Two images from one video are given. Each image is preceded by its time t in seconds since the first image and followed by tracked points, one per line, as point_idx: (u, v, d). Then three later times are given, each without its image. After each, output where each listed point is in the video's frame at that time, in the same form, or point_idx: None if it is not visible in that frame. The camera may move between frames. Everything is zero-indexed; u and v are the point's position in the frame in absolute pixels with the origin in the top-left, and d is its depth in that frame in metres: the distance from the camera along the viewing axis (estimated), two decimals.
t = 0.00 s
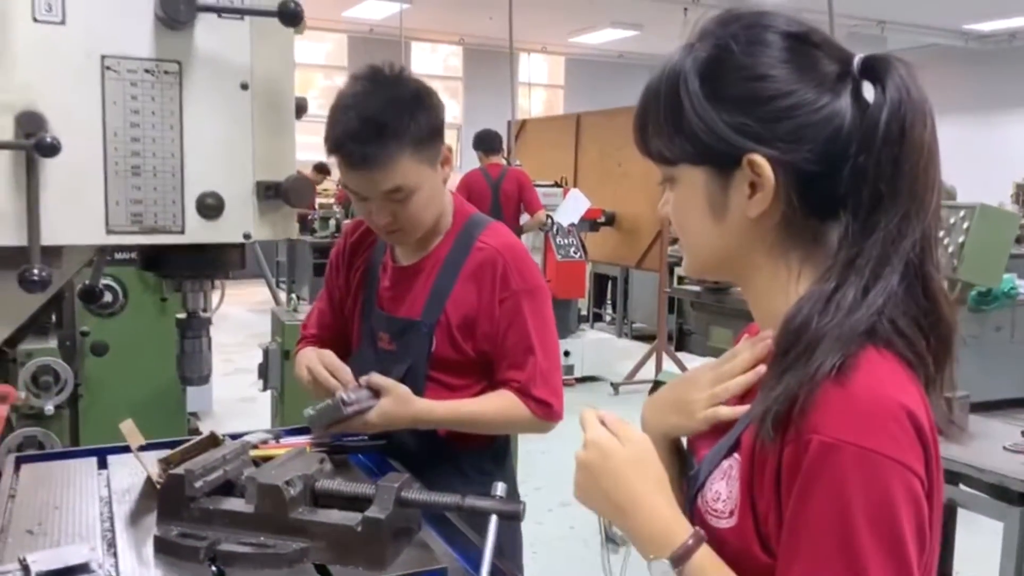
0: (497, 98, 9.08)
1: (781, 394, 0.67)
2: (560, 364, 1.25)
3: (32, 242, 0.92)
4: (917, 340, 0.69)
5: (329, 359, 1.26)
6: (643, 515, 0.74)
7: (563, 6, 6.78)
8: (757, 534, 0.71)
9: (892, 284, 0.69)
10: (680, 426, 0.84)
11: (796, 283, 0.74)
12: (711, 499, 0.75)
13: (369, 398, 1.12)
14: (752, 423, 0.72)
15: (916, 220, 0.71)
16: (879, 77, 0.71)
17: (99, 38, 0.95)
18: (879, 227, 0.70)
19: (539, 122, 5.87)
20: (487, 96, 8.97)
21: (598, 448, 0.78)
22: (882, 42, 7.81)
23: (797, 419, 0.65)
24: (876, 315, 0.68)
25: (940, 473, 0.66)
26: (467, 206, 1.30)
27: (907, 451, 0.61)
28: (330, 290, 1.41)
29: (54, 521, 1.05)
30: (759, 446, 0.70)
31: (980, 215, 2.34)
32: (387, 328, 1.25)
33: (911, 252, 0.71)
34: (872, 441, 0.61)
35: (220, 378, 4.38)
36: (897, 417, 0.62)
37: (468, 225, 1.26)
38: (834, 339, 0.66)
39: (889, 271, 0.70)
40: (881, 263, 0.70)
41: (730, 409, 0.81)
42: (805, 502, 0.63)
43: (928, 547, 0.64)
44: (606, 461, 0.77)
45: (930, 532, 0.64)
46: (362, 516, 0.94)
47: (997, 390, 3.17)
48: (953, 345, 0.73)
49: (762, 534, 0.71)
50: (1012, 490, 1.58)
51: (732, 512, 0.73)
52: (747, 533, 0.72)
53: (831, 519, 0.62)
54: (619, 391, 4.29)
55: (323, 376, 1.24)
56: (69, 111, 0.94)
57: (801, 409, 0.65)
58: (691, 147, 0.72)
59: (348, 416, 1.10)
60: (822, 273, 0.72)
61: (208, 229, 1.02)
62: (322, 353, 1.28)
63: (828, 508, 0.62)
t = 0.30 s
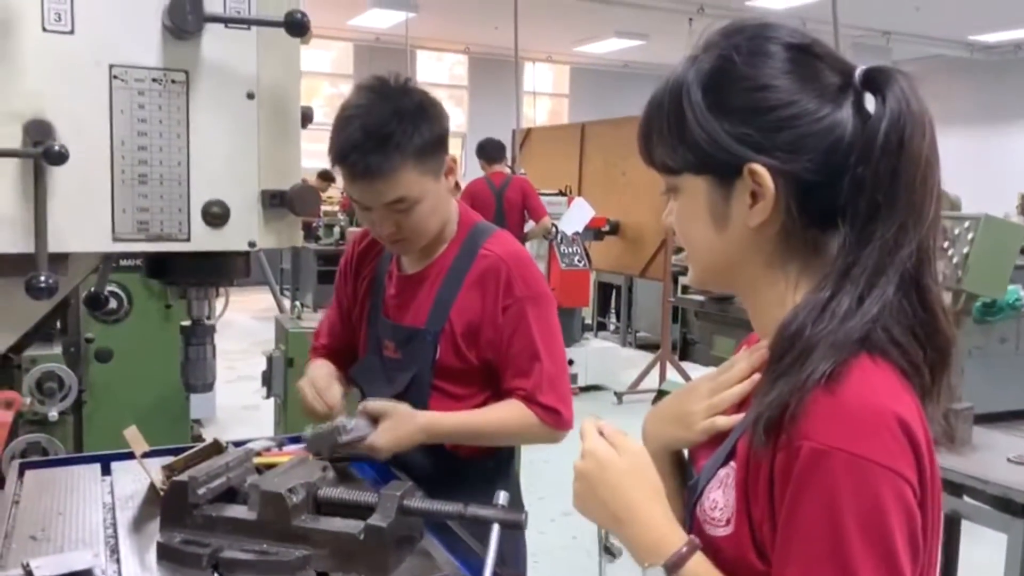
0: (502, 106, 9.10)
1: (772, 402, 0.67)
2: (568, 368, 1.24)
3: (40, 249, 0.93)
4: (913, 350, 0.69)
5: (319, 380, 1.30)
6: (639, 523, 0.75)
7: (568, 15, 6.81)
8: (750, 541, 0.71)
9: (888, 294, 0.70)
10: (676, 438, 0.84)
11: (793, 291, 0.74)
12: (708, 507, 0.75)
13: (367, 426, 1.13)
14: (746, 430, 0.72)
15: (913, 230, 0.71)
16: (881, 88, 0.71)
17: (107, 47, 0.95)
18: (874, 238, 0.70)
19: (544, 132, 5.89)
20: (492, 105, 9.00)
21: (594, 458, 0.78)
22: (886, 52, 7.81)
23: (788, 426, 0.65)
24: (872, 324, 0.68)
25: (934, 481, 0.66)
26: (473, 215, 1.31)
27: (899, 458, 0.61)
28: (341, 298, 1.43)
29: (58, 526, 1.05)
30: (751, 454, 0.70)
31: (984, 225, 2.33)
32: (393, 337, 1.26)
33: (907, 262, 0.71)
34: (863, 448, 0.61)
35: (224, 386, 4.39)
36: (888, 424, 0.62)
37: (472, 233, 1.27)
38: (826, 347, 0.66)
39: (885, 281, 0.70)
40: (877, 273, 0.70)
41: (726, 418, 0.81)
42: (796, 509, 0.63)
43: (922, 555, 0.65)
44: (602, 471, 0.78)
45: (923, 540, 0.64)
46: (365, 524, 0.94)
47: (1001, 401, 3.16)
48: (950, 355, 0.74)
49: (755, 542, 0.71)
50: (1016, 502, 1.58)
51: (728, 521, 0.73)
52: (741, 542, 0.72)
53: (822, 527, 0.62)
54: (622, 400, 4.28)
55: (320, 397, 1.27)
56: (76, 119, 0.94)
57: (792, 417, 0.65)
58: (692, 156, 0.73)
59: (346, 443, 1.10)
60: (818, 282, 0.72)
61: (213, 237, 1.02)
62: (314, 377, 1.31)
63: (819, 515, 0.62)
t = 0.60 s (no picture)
0: (508, 113, 9.11)
1: (773, 413, 0.67)
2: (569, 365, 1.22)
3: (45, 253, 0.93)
4: (921, 368, 0.68)
5: (301, 391, 1.33)
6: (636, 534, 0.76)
7: (575, 22, 6.82)
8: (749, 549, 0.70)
9: (899, 315, 0.69)
10: (673, 445, 0.85)
11: (796, 301, 0.74)
12: (708, 517, 0.77)
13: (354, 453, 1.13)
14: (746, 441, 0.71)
15: (930, 254, 0.71)
16: (903, 110, 0.71)
17: (113, 52, 0.96)
18: (894, 260, 0.71)
19: (549, 139, 5.90)
20: (498, 112, 9.01)
21: (594, 469, 0.80)
22: (894, 61, 7.80)
23: (788, 437, 0.65)
24: (884, 341, 0.68)
25: (936, 496, 0.65)
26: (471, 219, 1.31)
27: (899, 472, 0.61)
28: (349, 305, 1.43)
29: (60, 531, 1.05)
30: (752, 464, 0.69)
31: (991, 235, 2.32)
32: (394, 343, 1.26)
33: (920, 286, 0.71)
34: (862, 461, 0.61)
35: (229, 391, 4.39)
36: (888, 437, 0.61)
37: (471, 237, 1.26)
38: (830, 360, 0.66)
39: (896, 302, 0.69)
40: (889, 294, 0.70)
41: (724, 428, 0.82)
42: (796, 522, 0.63)
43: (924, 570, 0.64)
44: (602, 482, 0.79)
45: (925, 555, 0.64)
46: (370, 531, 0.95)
47: (1008, 411, 3.14)
48: (959, 380, 0.73)
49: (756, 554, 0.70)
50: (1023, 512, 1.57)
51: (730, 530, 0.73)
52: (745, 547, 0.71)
53: (821, 539, 0.62)
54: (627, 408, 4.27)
55: (302, 404, 1.32)
56: (83, 123, 0.95)
57: (791, 429, 0.65)
58: (706, 152, 0.72)
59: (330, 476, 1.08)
60: (825, 296, 0.72)
61: (217, 242, 1.02)
62: (295, 387, 1.35)
63: (818, 527, 0.62)
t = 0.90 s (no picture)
0: (520, 114, 9.11)
1: (783, 407, 0.66)
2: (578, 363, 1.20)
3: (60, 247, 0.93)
4: (939, 365, 0.68)
5: (307, 390, 1.33)
6: (644, 516, 0.77)
7: (586, 23, 6.80)
8: (749, 548, 0.70)
9: (915, 314, 0.69)
10: (690, 420, 0.87)
11: (813, 295, 0.74)
12: (717, 515, 0.78)
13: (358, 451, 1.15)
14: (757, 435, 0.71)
15: (950, 252, 0.70)
16: (928, 108, 0.70)
17: (129, 48, 0.96)
18: (914, 255, 0.70)
19: (561, 140, 5.89)
20: (509, 112, 9.02)
21: (602, 456, 0.82)
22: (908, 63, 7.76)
23: (797, 432, 0.64)
24: (903, 334, 0.67)
25: (947, 494, 0.65)
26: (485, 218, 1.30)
27: (908, 469, 0.60)
28: (360, 303, 1.43)
29: (74, 524, 1.06)
30: (762, 458, 0.69)
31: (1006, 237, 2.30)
32: (403, 341, 1.26)
33: (943, 283, 0.70)
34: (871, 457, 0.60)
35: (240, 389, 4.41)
36: (897, 433, 0.61)
37: (482, 236, 1.26)
38: (843, 354, 0.65)
39: (913, 298, 0.69)
40: (910, 287, 0.69)
41: (735, 399, 0.83)
42: (803, 517, 0.63)
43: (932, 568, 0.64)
44: (610, 467, 0.81)
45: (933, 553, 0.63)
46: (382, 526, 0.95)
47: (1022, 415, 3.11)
48: (979, 381, 0.72)
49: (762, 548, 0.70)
50: None
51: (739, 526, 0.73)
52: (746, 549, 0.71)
53: (828, 535, 0.61)
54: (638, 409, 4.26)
55: (306, 406, 1.30)
56: (98, 117, 0.95)
57: (801, 423, 0.64)
58: (728, 140, 0.72)
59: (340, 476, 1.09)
60: (845, 292, 0.72)
61: (232, 237, 1.02)
62: (302, 384, 1.34)
63: (825, 523, 0.61)
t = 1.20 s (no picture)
0: (531, 114, 9.09)
1: (800, 400, 0.65)
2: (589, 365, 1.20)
3: (77, 244, 0.93)
4: (959, 367, 0.67)
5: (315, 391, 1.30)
6: (656, 471, 0.77)
7: (598, 23, 6.80)
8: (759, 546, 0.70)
9: (942, 314, 0.68)
10: (713, 425, 0.85)
11: (832, 298, 0.73)
12: (735, 514, 0.76)
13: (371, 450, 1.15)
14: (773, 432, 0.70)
15: (976, 249, 0.69)
16: (945, 108, 0.69)
17: (147, 45, 0.96)
18: (935, 255, 0.69)
19: (571, 140, 5.89)
20: (519, 112, 9.02)
21: (616, 413, 0.81)
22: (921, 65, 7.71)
23: (813, 424, 0.64)
24: (928, 336, 0.67)
25: (961, 500, 0.64)
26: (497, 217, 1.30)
27: (924, 465, 0.60)
28: (368, 300, 1.43)
29: (88, 521, 1.06)
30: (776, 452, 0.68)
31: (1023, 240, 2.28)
32: (415, 340, 1.26)
33: (966, 284, 0.69)
34: (887, 450, 0.60)
35: (250, 386, 4.42)
36: (915, 427, 0.60)
37: (497, 235, 1.26)
38: (860, 351, 0.65)
39: (942, 299, 0.68)
40: (935, 289, 0.68)
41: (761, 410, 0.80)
42: (812, 505, 0.62)
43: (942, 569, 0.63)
44: (623, 423, 0.80)
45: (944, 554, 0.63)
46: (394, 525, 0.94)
47: None
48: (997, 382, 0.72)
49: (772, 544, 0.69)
50: None
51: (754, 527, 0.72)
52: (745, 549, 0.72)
53: (839, 528, 0.61)
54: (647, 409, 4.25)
55: (314, 407, 1.29)
56: (116, 115, 0.95)
57: (817, 412, 0.64)
58: (744, 142, 0.71)
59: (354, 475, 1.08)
60: (867, 294, 0.71)
61: (248, 234, 1.02)
62: (311, 386, 1.31)
63: (837, 515, 0.61)
